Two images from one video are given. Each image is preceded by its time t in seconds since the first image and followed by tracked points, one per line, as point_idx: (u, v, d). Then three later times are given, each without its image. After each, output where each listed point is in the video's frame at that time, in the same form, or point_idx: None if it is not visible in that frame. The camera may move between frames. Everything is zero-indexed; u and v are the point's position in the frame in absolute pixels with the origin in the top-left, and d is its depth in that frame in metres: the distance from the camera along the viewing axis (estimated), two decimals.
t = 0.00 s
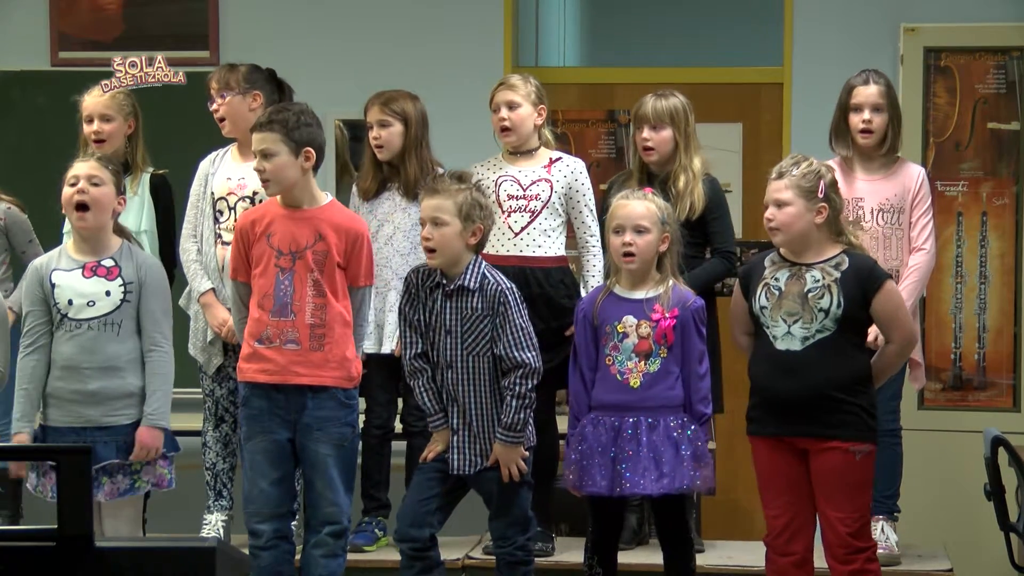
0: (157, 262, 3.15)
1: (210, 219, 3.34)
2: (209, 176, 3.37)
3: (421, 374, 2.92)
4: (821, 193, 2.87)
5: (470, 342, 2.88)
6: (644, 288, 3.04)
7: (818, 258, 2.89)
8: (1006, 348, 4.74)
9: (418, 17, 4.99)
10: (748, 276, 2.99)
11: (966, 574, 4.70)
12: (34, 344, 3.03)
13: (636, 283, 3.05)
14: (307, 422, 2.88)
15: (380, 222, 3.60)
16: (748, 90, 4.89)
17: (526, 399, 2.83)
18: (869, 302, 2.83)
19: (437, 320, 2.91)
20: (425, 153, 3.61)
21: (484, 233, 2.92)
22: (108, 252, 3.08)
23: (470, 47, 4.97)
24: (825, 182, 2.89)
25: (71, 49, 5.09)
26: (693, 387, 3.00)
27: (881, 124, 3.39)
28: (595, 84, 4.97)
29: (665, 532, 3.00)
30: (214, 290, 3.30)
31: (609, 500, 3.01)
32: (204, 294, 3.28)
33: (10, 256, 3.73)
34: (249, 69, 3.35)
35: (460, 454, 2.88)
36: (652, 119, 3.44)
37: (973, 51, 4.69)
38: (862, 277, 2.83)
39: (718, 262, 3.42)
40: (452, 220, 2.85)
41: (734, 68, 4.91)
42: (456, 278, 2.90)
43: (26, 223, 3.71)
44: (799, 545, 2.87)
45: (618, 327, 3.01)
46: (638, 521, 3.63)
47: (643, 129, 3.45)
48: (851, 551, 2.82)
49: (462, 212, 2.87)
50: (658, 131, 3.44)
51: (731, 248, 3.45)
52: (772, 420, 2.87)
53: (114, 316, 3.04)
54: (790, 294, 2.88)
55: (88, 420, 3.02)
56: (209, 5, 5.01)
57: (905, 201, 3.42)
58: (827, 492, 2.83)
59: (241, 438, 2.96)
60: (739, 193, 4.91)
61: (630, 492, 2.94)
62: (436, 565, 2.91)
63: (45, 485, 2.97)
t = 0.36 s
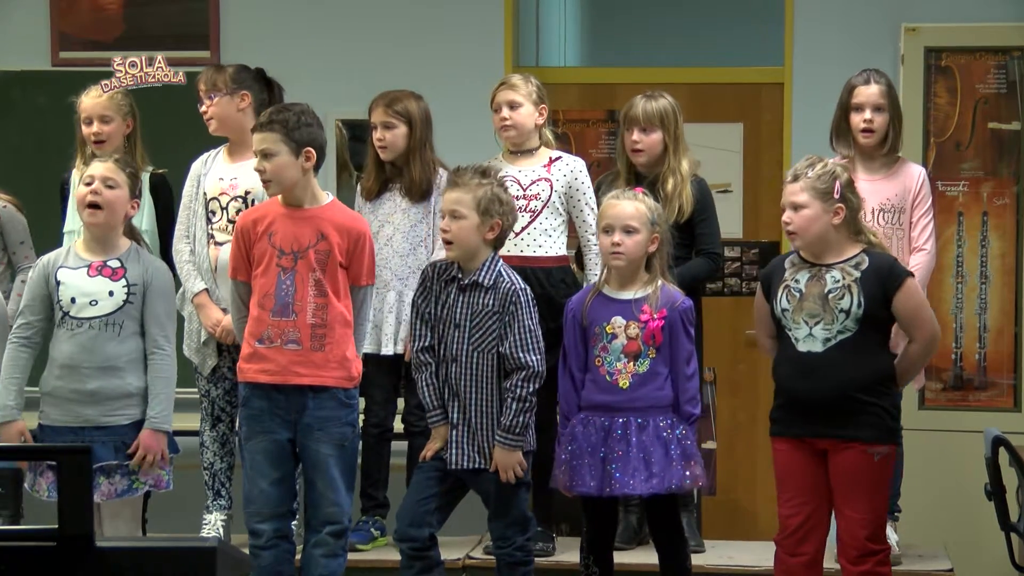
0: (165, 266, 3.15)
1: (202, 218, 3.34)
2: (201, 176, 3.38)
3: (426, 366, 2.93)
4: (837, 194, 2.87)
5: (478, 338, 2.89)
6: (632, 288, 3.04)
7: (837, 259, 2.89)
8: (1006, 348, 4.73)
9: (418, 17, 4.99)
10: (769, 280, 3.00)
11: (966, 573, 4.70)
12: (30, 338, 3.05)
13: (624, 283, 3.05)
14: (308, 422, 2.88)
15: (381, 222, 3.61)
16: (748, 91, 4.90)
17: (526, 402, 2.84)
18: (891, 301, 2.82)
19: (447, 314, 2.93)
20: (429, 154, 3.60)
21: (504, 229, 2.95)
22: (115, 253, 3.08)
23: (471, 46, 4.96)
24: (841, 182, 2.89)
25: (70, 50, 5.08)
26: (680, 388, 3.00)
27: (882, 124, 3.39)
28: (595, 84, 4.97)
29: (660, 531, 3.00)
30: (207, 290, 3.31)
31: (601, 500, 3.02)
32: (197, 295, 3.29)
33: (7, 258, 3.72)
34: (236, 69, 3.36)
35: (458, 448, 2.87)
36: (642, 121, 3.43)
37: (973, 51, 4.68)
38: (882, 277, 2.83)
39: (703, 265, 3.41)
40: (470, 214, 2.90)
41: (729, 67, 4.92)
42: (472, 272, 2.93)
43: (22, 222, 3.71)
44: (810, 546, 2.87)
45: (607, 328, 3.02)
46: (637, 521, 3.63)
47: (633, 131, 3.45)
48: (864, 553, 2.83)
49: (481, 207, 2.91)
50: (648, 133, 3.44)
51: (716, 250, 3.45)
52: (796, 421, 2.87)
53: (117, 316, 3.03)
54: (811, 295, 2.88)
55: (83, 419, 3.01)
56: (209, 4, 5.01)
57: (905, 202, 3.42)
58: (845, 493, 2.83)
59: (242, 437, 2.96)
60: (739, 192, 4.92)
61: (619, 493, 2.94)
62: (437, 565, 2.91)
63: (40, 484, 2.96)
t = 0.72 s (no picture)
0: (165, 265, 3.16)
1: (202, 219, 3.34)
2: (201, 176, 3.37)
3: (431, 359, 2.95)
4: (860, 196, 2.87)
5: (490, 335, 2.90)
6: (621, 288, 3.05)
7: (859, 259, 2.89)
8: (1007, 348, 4.73)
9: (419, 17, 4.98)
10: (787, 276, 3.01)
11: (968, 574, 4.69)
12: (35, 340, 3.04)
13: (613, 283, 3.06)
14: (308, 422, 2.88)
15: (374, 221, 3.61)
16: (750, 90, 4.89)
17: (532, 406, 2.84)
18: (911, 302, 2.82)
19: (464, 309, 2.95)
20: (421, 155, 3.60)
21: (525, 227, 2.96)
22: (115, 253, 3.08)
23: (472, 45, 4.96)
24: (865, 184, 2.89)
25: (71, 50, 5.08)
26: (675, 385, 3.02)
27: (883, 125, 3.38)
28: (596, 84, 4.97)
29: (658, 532, 2.99)
30: (206, 291, 3.31)
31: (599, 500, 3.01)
32: (198, 295, 3.29)
33: (7, 258, 3.71)
34: (234, 69, 3.35)
35: (459, 445, 2.87)
36: (643, 120, 3.43)
37: (975, 51, 4.68)
38: (903, 278, 2.82)
39: (710, 265, 3.41)
40: (491, 214, 2.90)
41: (729, 67, 4.91)
42: (492, 271, 2.95)
43: (22, 222, 3.70)
44: (818, 546, 2.87)
45: (599, 328, 3.02)
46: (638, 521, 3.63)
47: (634, 129, 3.44)
48: (871, 555, 2.81)
49: (501, 206, 2.91)
50: (650, 132, 3.43)
51: (722, 248, 3.45)
52: (806, 422, 2.89)
53: (119, 316, 3.03)
54: (829, 293, 2.88)
55: (86, 419, 3.01)
56: (210, 4, 5.01)
57: (906, 201, 3.42)
58: (854, 493, 2.83)
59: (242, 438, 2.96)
60: (740, 192, 4.91)
61: (619, 492, 2.93)
62: (438, 564, 2.91)
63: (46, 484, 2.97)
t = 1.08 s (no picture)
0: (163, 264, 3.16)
1: (211, 219, 3.34)
2: (210, 176, 3.38)
3: (439, 356, 2.96)
4: (865, 196, 2.87)
5: (500, 334, 2.90)
6: (618, 288, 3.06)
7: (861, 258, 2.89)
8: (1008, 348, 4.74)
9: (420, 17, 4.98)
10: (789, 272, 3.02)
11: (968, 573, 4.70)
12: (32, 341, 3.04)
13: (610, 283, 3.06)
14: (309, 422, 2.88)
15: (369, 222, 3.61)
16: (752, 90, 4.88)
17: (539, 404, 2.84)
18: (911, 302, 2.81)
19: (475, 307, 2.95)
20: (413, 157, 3.61)
21: (535, 225, 2.98)
22: (114, 252, 3.08)
23: (473, 44, 4.96)
24: (870, 184, 2.89)
25: (72, 50, 5.08)
26: (672, 384, 3.03)
27: (883, 125, 3.38)
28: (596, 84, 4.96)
29: (656, 532, 3.00)
30: (215, 290, 3.31)
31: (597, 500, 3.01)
32: (203, 295, 3.29)
33: (9, 256, 3.72)
34: (248, 69, 3.35)
35: (464, 443, 2.88)
36: (656, 119, 3.44)
37: (975, 51, 4.68)
38: (903, 278, 2.82)
39: (730, 259, 3.42)
40: (501, 214, 2.91)
41: (728, 69, 4.90)
42: (503, 269, 2.96)
43: (23, 221, 3.70)
44: (817, 546, 2.87)
45: (596, 329, 3.03)
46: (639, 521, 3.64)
47: (647, 130, 3.44)
48: (870, 554, 2.81)
49: (511, 205, 2.92)
50: (663, 131, 3.44)
51: (739, 246, 3.45)
52: (803, 420, 2.89)
53: (118, 316, 3.03)
54: (829, 289, 2.88)
55: (88, 420, 3.01)
56: (211, 5, 5.01)
57: (908, 202, 3.43)
58: (852, 493, 2.83)
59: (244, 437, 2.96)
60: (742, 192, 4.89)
61: (621, 491, 2.93)
62: (444, 564, 2.91)
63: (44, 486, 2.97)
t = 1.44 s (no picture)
0: (164, 262, 3.16)
1: (225, 217, 3.35)
2: (227, 173, 3.38)
3: (444, 356, 2.95)
4: (850, 195, 2.87)
5: (507, 333, 2.91)
6: (624, 288, 3.06)
7: (845, 258, 2.88)
8: (1010, 348, 4.74)
9: (421, 18, 4.98)
10: (774, 270, 3.02)
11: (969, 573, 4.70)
12: (33, 341, 3.04)
13: (616, 283, 3.07)
14: (313, 421, 2.88)
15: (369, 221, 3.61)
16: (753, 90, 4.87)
17: (546, 404, 2.85)
18: (891, 303, 2.80)
19: (479, 306, 2.95)
20: (414, 158, 3.62)
21: (537, 224, 2.98)
22: (114, 251, 3.09)
23: (474, 44, 4.96)
24: (855, 183, 2.89)
25: (74, 50, 5.08)
26: (676, 384, 3.04)
27: (872, 125, 3.39)
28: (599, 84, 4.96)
29: (661, 533, 3.00)
30: (225, 289, 3.31)
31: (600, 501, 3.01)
32: (214, 294, 3.31)
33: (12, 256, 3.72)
34: (286, 75, 3.36)
35: (469, 443, 2.88)
36: (657, 118, 3.43)
37: (977, 51, 4.68)
38: (883, 279, 2.81)
39: (727, 259, 3.42)
40: (504, 212, 2.92)
41: (736, 67, 4.90)
42: (507, 269, 2.96)
43: (26, 221, 3.70)
44: (807, 545, 2.87)
45: (602, 329, 3.03)
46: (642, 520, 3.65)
47: (647, 128, 3.44)
48: (860, 553, 2.81)
49: (514, 203, 2.92)
50: (664, 130, 3.44)
51: (738, 246, 3.46)
52: (785, 418, 2.89)
53: (116, 316, 3.03)
54: (810, 290, 2.89)
55: (90, 420, 3.01)
56: (212, 5, 5.01)
57: (909, 202, 3.42)
58: (837, 493, 2.83)
59: (246, 437, 2.96)
60: (743, 192, 4.89)
61: (625, 491, 2.94)
62: (446, 565, 2.92)
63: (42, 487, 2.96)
